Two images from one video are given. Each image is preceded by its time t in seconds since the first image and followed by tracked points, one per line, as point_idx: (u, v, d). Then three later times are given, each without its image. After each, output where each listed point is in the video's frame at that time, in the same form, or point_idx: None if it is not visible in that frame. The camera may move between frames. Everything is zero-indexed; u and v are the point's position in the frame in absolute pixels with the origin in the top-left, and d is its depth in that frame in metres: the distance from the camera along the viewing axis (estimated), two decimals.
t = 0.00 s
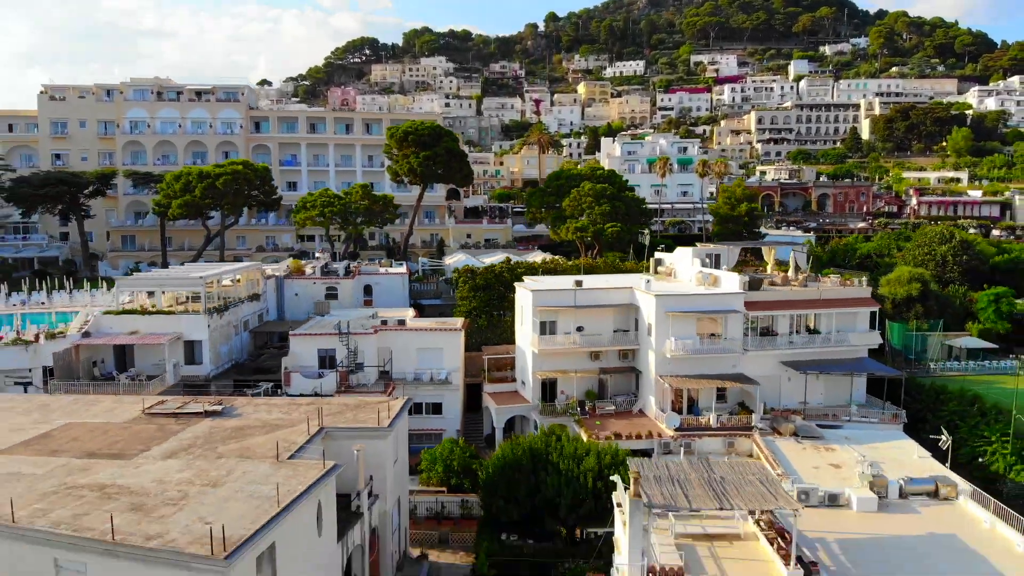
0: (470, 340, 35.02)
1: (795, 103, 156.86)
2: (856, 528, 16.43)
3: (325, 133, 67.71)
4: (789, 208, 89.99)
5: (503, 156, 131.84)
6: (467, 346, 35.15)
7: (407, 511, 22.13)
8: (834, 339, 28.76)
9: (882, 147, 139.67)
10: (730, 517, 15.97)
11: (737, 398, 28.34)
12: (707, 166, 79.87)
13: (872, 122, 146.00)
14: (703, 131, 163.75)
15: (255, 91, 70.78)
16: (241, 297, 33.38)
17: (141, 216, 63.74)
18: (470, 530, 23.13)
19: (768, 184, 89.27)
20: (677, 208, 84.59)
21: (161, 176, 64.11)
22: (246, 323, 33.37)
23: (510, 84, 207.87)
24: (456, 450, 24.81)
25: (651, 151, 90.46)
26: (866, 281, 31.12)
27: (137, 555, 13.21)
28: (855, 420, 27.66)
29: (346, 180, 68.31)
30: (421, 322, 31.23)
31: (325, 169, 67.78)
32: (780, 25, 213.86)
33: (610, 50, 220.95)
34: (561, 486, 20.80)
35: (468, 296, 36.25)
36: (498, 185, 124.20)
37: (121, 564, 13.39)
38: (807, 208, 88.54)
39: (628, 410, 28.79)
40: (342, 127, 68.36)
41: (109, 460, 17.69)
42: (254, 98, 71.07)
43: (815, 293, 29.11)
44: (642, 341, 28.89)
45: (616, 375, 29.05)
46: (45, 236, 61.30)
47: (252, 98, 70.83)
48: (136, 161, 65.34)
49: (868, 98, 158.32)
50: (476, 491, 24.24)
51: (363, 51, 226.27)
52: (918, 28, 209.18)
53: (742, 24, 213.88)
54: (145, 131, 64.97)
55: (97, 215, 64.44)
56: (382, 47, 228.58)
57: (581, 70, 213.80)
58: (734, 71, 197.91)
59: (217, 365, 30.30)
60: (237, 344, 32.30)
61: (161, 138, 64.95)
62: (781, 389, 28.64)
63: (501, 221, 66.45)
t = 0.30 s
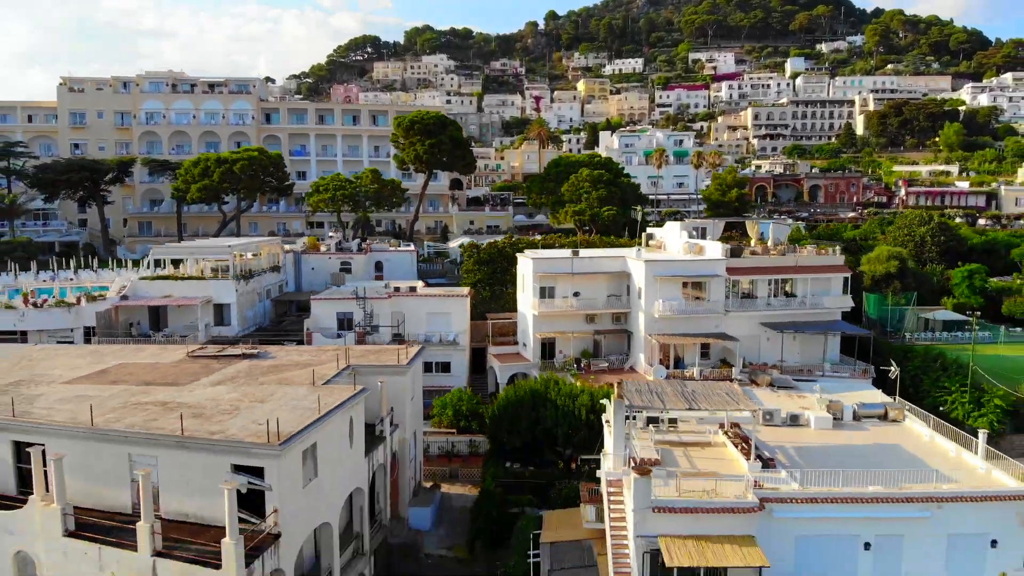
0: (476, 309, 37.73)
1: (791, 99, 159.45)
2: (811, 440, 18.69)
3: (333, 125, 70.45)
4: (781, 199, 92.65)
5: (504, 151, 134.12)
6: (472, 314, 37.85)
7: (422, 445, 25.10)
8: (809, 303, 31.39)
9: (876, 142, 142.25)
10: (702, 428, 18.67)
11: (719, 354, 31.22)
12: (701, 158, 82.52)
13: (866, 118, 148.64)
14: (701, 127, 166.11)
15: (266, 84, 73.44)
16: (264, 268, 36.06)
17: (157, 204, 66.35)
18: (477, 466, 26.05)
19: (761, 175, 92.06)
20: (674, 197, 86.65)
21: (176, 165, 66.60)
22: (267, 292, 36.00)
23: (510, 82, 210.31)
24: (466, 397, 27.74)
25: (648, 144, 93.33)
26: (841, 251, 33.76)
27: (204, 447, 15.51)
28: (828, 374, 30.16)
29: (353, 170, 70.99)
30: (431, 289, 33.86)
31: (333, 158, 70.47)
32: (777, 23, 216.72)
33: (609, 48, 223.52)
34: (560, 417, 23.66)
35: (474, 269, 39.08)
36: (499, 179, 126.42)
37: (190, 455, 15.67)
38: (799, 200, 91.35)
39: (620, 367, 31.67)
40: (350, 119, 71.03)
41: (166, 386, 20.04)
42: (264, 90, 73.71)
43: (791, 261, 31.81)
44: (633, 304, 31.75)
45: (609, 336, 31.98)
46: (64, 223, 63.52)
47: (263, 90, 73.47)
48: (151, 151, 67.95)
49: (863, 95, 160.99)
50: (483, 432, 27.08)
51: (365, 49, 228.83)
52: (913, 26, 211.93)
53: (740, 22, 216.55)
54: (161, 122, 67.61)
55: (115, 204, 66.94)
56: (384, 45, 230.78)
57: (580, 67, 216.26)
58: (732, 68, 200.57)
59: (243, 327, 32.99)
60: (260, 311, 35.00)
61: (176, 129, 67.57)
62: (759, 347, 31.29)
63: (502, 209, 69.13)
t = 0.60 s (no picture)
0: (481, 284, 40.32)
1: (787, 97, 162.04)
2: (779, 373, 21.29)
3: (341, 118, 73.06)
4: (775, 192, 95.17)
5: (505, 148, 136.42)
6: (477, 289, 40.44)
7: (435, 396, 27.82)
8: (790, 274, 33.96)
9: (871, 139, 144.74)
10: (682, 362, 21.05)
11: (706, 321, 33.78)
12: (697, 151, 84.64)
13: (860, 115, 151.17)
14: (699, 125, 168.48)
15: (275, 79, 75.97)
16: (283, 243, 38.54)
17: (172, 194, 68.72)
18: (484, 416, 28.67)
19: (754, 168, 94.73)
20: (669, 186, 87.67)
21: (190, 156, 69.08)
22: (287, 266, 38.46)
23: (511, 81, 212.78)
24: (473, 356, 30.51)
25: (646, 138, 96.09)
26: (821, 227, 36.36)
27: (255, 368, 17.93)
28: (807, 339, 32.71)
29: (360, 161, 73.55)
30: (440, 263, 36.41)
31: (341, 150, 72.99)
32: (774, 23, 219.47)
33: (608, 48, 226.06)
34: (560, 365, 26.52)
35: (479, 246, 41.67)
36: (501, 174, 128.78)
37: (242, 376, 18.09)
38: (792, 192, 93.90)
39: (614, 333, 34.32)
40: (357, 112, 73.63)
41: (210, 330, 22.52)
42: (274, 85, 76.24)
43: (774, 235, 34.35)
44: (627, 275, 34.38)
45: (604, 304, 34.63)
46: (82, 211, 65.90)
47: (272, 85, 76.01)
48: (166, 143, 70.42)
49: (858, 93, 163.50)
50: (489, 386, 29.74)
51: (367, 49, 231.29)
52: (908, 26, 214.46)
53: (738, 22, 219.16)
54: (175, 114, 70.07)
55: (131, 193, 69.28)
56: (385, 45, 233.10)
57: (580, 66, 218.63)
58: (729, 67, 203.04)
59: (266, 296, 35.46)
60: (281, 283, 37.46)
61: (190, 121, 70.09)
62: (744, 314, 33.87)
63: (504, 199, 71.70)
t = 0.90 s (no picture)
0: (486, 262, 42.90)
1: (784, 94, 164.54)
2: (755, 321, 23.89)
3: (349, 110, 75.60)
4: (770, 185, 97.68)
5: (506, 143, 138.79)
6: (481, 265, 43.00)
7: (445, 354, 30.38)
8: (774, 247, 36.42)
9: (865, 135, 147.15)
10: (668, 312, 23.57)
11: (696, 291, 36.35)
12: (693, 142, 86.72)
13: (856, 112, 153.63)
14: (697, 121, 170.88)
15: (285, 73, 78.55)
16: (299, 222, 41.25)
17: (186, 183, 71.30)
18: (491, 373, 31.30)
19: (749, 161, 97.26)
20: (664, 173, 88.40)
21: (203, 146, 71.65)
22: (303, 243, 40.98)
23: (512, 79, 215.16)
24: (480, 320, 33.11)
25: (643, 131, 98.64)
26: (804, 205, 38.87)
27: (293, 310, 20.51)
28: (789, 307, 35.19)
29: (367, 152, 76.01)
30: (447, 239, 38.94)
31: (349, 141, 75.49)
32: (772, 21, 222.02)
33: (608, 45, 228.48)
34: (559, 322, 29.18)
35: (483, 226, 44.22)
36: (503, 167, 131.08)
37: (282, 317, 20.66)
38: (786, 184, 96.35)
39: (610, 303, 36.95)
40: (364, 105, 76.13)
41: (246, 285, 25.05)
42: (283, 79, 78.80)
43: (759, 212, 36.86)
44: (621, 249, 37.00)
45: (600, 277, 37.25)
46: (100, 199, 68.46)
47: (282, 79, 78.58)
48: (180, 133, 73.05)
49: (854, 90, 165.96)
50: (495, 347, 32.39)
51: (370, 47, 233.92)
52: (904, 24, 216.74)
53: (736, 20, 221.64)
54: (189, 106, 72.72)
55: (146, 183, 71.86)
56: (388, 43, 235.47)
57: (580, 64, 221.09)
58: (728, 65, 205.41)
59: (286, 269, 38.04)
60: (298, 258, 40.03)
61: (204, 113, 72.70)
62: (729, 285, 36.43)
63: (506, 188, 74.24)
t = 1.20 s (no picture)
0: (489, 245, 45.47)
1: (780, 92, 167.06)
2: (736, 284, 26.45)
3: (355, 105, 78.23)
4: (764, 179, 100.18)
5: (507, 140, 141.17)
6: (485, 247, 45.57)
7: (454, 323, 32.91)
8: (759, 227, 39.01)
9: (860, 131, 149.56)
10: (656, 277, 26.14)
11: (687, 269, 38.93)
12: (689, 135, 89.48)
13: (851, 109, 156.05)
14: (696, 118, 173.33)
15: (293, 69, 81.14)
16: (314, 205, 43.82)
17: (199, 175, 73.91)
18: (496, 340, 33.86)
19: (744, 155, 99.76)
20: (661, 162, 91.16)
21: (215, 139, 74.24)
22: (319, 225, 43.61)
23: (512, 77, 217.55)
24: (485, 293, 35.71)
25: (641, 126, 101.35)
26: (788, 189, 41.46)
27: (322, 269, 23.10)
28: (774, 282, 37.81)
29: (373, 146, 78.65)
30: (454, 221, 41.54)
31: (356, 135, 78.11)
32: (770, 20, 224.48)
33: (607, 44, 231.01)
34: (559, 292, 31.75)
35: (487, 211, 46.82)
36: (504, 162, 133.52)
37: (312, 276, 23.24)
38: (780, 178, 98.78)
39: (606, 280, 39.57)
40: (370, 99, 78.68)
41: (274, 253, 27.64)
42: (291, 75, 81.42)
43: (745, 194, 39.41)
44: (616, 230, 39.60)
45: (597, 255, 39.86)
46: (116, 190, 71.01)
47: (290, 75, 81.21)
48: (193, 127, 75.69)
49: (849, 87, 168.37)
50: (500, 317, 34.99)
51: (372, 46, 236.29)
52: (900, 23, 219.14)
53: (734, 19, 224.10)
54: (201, 101, 75.33)
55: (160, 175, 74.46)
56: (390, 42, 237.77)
57: (580, 63, 223.52)
58: (726, 63, 207.78)
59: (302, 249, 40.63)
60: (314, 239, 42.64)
61: (216, 107, 75.31)
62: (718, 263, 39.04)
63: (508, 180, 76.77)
